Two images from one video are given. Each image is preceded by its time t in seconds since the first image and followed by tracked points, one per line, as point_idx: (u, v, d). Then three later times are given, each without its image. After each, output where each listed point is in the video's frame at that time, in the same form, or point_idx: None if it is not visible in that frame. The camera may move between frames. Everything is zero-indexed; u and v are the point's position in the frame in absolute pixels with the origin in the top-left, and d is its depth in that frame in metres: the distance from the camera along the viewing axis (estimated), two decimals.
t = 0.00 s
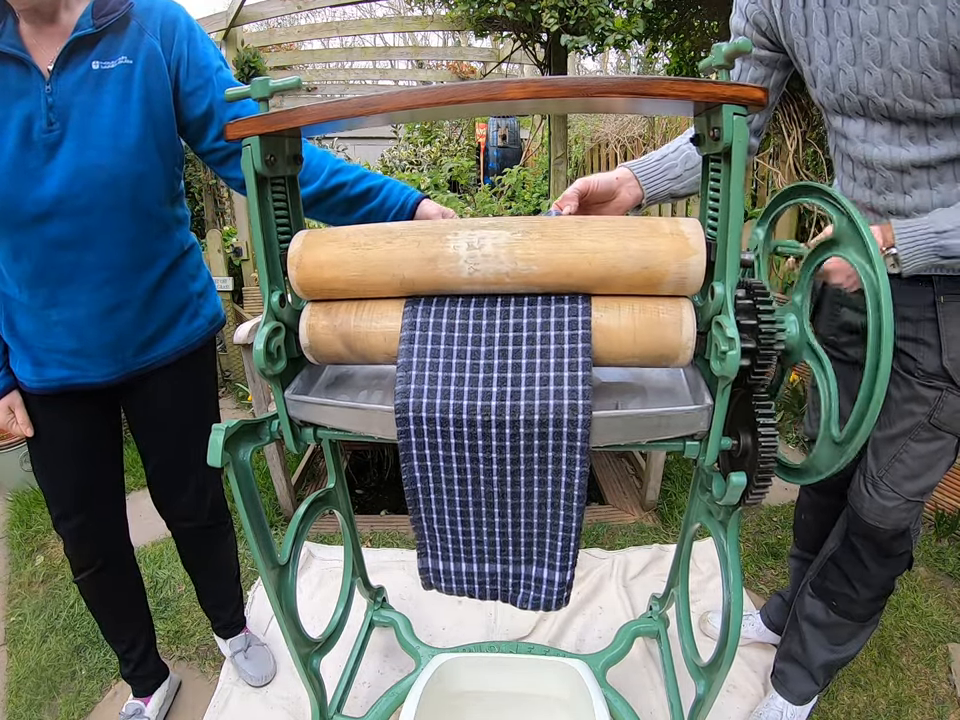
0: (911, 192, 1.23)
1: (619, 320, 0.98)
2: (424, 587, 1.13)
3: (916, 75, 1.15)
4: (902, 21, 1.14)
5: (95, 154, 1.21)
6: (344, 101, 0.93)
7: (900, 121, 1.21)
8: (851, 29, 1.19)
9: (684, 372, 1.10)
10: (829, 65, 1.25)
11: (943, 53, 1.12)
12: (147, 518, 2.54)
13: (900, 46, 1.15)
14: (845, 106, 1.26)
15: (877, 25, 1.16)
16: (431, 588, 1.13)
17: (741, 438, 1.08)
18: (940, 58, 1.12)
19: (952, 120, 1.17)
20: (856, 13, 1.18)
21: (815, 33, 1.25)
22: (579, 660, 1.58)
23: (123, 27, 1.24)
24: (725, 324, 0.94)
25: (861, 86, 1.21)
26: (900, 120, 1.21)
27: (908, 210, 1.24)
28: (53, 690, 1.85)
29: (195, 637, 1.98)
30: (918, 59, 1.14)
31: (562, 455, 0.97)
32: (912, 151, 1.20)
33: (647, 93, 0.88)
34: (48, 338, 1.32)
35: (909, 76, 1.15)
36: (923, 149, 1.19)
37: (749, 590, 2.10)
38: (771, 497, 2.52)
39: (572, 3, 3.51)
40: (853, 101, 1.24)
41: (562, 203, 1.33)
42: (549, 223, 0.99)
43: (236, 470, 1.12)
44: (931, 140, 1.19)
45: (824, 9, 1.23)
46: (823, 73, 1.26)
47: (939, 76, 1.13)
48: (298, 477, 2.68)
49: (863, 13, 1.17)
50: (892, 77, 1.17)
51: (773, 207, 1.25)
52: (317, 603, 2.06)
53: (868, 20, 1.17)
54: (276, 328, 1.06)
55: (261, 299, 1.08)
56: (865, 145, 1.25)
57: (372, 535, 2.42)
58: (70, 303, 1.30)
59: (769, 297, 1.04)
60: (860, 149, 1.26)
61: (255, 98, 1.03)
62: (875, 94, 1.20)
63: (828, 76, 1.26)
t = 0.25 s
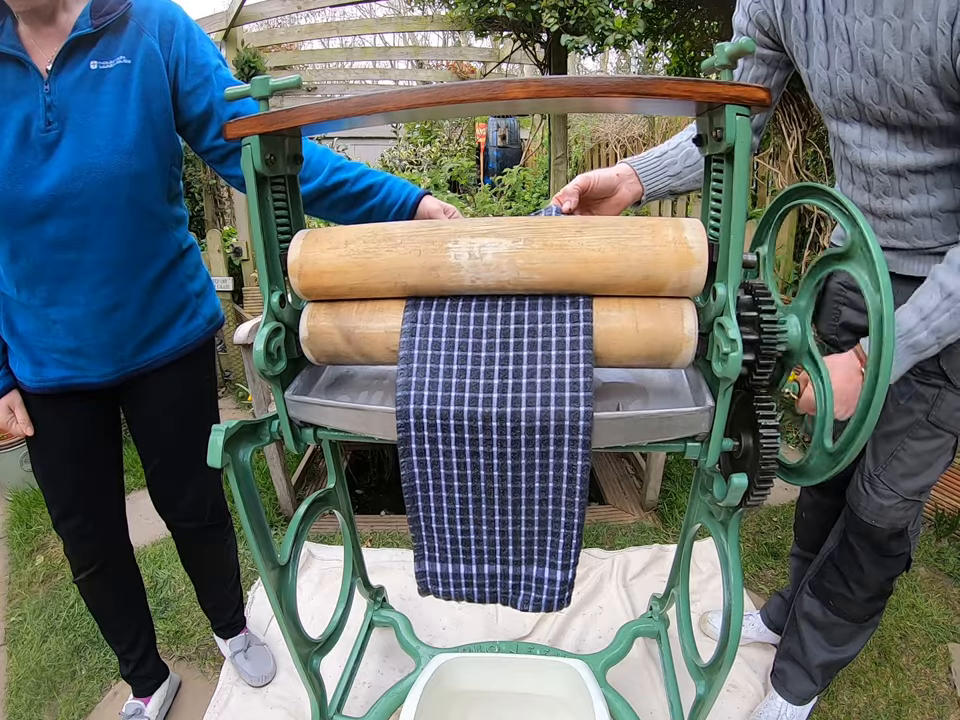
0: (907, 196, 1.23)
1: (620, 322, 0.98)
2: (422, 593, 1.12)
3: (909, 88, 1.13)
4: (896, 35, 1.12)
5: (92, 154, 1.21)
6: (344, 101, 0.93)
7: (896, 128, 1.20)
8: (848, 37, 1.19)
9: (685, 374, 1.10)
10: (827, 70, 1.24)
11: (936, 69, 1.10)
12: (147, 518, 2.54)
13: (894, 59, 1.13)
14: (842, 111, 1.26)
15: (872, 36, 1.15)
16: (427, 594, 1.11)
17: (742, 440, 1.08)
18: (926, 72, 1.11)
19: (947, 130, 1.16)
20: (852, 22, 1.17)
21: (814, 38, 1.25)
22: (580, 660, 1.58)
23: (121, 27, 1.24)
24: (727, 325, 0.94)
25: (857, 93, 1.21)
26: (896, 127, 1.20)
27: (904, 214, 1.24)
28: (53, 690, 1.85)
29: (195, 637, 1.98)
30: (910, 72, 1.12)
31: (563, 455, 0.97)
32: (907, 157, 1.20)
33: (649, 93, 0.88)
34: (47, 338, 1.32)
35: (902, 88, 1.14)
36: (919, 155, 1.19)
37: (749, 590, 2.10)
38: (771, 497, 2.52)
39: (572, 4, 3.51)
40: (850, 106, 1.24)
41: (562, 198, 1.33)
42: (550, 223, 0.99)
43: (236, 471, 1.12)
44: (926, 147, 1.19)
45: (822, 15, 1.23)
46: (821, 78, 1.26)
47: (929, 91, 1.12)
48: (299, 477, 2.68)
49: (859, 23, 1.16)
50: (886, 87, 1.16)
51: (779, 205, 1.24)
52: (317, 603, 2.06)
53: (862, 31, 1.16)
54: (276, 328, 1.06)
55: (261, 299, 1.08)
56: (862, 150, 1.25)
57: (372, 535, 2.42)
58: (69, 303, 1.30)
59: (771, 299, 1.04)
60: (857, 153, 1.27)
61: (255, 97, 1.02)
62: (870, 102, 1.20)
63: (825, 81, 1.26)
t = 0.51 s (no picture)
0: (909, 198, 1.23)
1: (620, 322, 0.98)
2: (424, 576, 1.12)
3: (913, 89, 1.14)
4: (900, 35, 1.12)
5: (91, 154, 1.21)
6: (344, 101, 0.93)
7: (898, 128, 1.20)
8: (851, 37, 1.19)
9: (686, 374, 1.10)
10: (830, 70, 1.25)
11: (939, 69, 1.10)
12: (147, 518, 2.54)
13: (897, 59, 1.13)
14: (844, 111, 1.26)
15: (874, 37, 1.15)
16: (431, 577, 1.12)
17: (743, 441, 1.08)
18: (929, 72, 1.11)
19: (950, 131, 1.16)
20: (855, 22, 1.18)
21: (816, 38, 1.25)
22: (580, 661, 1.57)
23: (119, 28, 1.24)
24: (728, 326, 0.94)
25: (859, 94, 1.21)
26: (898, 128, 1.20)
27: (905, 216, 1.24)
28: (53, 690, 1.85)
29: (194, 637, 1.98)
30: (913, 74, 1.12)
31: (563, 454, 0.97)
32: (909, 158, 1.20)
33: (649, 93, 0.88)
34: (46, 338, 1.32)
35: (905, 89, 1.14)
36: (921, 157, 1.19)
37: (749, 590, 2.10)
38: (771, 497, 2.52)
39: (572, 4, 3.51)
40: (853, 106, 1.24)
41: (562, 198, 1.33)
42: (550, 223, 0.98)
43: (236, 471, 1.12)
44: (929, 148, 1.18)
45: (824, 15, 1.23)
46: (823, 78, 1.26)
47: (933, 92, 1.12)
48: (298, 477, 2.68)
49: (862, 23, 1.17)
50: (889, 88, 1.16)
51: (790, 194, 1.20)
52: (317, 603, 2.06)
53: (865, 31, 1.16)
54: (276, 328, 1.06)
55: (261, 299, 1.08)
56: (863, 151, 1.25)
57: (372, 535, 2.42)
58: (67, 303, 1.30)
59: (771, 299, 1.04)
60: (859, 154, 1.27)
61: (255, 97, 1.02)
62: (873, 102, 1.20)
63: (827, 81, 1.26)
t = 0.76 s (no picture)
0: (911, 195, 1.23)
1: (619, 321, 0.98)
2: (424, 574, 1.12)
3: (917, 81, 1.14)
4: (902, 26, 1.12)
5: (90, 154, 1.21)
6: (344, 101, 0.93)
7: (900, 124, 1.20)
8: (852, 32, 1.19)
9: (685, 373, 1.10)
10: (832, 66, 1.25)
11: (943, 60, 1.10)
12: (147, 518, 2.54)
13: (900, 51, 1.14)
14: (846, 108, 1.26)
15: (877, 30, 1.15)
16: (430, 573, 1.11)
17: (742, 439, 1.08)
18: (940, 64, 1.11)
19: (953, 126, 1.16)
20: (857, 16, 1.18)
21: (817, 35, 1.26)
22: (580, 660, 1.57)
23: (118, 29, 1.24)
24: (726, 325, 0.94)
25: (861, 89, 1.21)
26: (900, 124, 1.20)
27: (907, 213, 1.24)
28: (53, 690, 1.85)
29: (194, 637, 1.98)
30: (918, 64, 1.13)
31: (563, 454, 0.97)
32: (911, 154, 1.20)
33: (649, 93, 0.88)
34: (45, 337, 1.32)
35: (909, 81, 1.14)
36: (923, 154, 1.19)
37: (749, 590, 2.10)
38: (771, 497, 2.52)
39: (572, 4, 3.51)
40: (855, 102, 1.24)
41: (566, 198, 1.34)
42: (550, 223, 0.98)
43: (236, 471, 1.12)
44: (931, 144, 1.18)
45: (825, 11, 1.23)
46: (825, 75, 1.27)
47: (939, 82, 1.12)
48: (299, 477, 2.68)
49: (864, 17, 1.17)
50: (892, 81, 1.16)
51: (794, 191, 1.18)
52: (318, 603, 2.06)
53: (868, 25, 1.16)
54: (276, 328, 1.06)
55: (261, 299, 1.08)
56: (866, 148, 1.26)
57: (372, 535, 2.42)
58: (67, 303, 1.30)
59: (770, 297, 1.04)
60: (861, 151, 1.27)
61: (255, 97, 1.02)
62: (875, 97, 1.20)
63: (829, 78, 1.26)
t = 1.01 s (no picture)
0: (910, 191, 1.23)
1: (619, 321, 0.98)
2: (420, 576, 1.11)
3: (917, 73, 1.14)
4: (901, 19, 1.13)
5: (91, 154, 1.21)
6: (344, 101, 0.93)
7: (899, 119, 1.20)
8: (850, 27, 1.19)
9: (684, 372, 1.10)
10: (830, 62, 1.24)
11: (943, 51, 1.11)
12: (147, 518, 2.54)
13: (899, 44, 1.14)
14: (845, 104, 1.26)
15: (875, 23, 1.16)
16: (427, 577, 1.11)
17: (740, 438, 1.08)
18: (941, 55, 1.11)
19: (953, 119, 1.16)
20: (854, 10, 1.18)
21: (814, 31, 1.25)
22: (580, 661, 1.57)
23: (120, 30, 1.24)
24: (725, 324, 0.94)
25: (860, 84, 1.21)
26: (899, 119, 1.20)
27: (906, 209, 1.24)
28: (53, 690, 1.85)
29: (195, 637, 1.98)
30: (918, 56, 1.13)
31: (563, 454, 0.97)
32: (911, 150, 1.20)
33: (648, 93, 0.88)
34: (45, 337, 1.32)
35: (908, 73, 1.15)
36: (922, 149, 1.19)
37: (749, 590, 2.10)
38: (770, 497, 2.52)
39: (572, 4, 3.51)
40: (854, 100, 1.24)
41: (565, 188, 1.35)
42: (551, 223, 0.99)
43: (236, 471, 1.12)
44: (931, 139, 1.19)
45: (823, 7, 1.23)
46: (823, 71, 1.26)
47: (939, 73, 1.12)
48: (299, 477, 2.68)
49: (862, 11, 1.17)
50: (891, 74, 1.16)
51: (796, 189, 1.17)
52: (317, 603, 2.06)
53: (866, 19, 1.16)
54: (276, 328, 1.06)
55: (260, 299, 1.08)
56: (865, 144, 1.26)
57: (372, 535, 2.42)
58: (68, 303, 1.30)
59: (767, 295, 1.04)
60: (861, 147, 1.27)
61: (255, 98, 1.02)
62: (874, 92, 1.20)
63: (828, 74, 1.26)
